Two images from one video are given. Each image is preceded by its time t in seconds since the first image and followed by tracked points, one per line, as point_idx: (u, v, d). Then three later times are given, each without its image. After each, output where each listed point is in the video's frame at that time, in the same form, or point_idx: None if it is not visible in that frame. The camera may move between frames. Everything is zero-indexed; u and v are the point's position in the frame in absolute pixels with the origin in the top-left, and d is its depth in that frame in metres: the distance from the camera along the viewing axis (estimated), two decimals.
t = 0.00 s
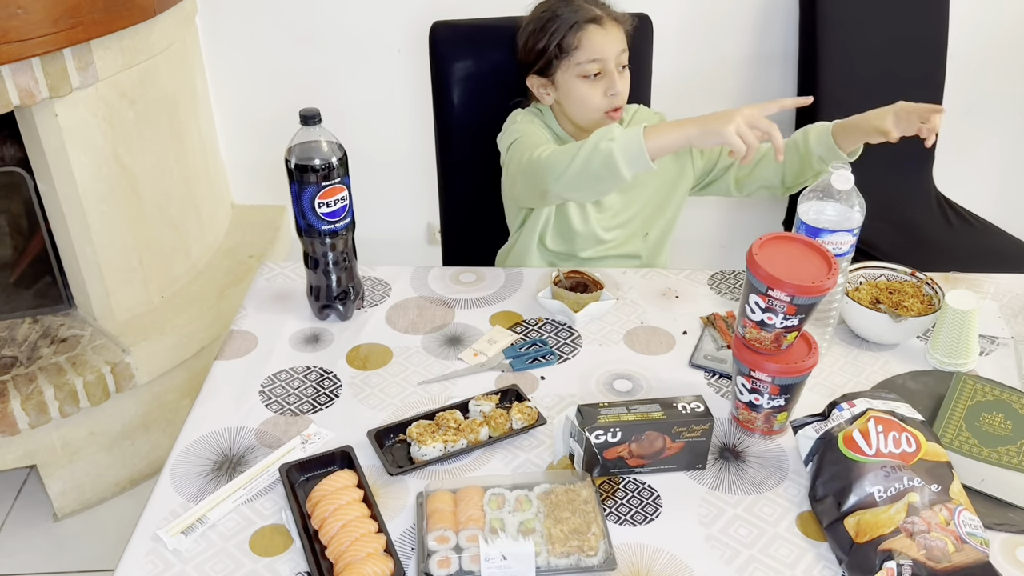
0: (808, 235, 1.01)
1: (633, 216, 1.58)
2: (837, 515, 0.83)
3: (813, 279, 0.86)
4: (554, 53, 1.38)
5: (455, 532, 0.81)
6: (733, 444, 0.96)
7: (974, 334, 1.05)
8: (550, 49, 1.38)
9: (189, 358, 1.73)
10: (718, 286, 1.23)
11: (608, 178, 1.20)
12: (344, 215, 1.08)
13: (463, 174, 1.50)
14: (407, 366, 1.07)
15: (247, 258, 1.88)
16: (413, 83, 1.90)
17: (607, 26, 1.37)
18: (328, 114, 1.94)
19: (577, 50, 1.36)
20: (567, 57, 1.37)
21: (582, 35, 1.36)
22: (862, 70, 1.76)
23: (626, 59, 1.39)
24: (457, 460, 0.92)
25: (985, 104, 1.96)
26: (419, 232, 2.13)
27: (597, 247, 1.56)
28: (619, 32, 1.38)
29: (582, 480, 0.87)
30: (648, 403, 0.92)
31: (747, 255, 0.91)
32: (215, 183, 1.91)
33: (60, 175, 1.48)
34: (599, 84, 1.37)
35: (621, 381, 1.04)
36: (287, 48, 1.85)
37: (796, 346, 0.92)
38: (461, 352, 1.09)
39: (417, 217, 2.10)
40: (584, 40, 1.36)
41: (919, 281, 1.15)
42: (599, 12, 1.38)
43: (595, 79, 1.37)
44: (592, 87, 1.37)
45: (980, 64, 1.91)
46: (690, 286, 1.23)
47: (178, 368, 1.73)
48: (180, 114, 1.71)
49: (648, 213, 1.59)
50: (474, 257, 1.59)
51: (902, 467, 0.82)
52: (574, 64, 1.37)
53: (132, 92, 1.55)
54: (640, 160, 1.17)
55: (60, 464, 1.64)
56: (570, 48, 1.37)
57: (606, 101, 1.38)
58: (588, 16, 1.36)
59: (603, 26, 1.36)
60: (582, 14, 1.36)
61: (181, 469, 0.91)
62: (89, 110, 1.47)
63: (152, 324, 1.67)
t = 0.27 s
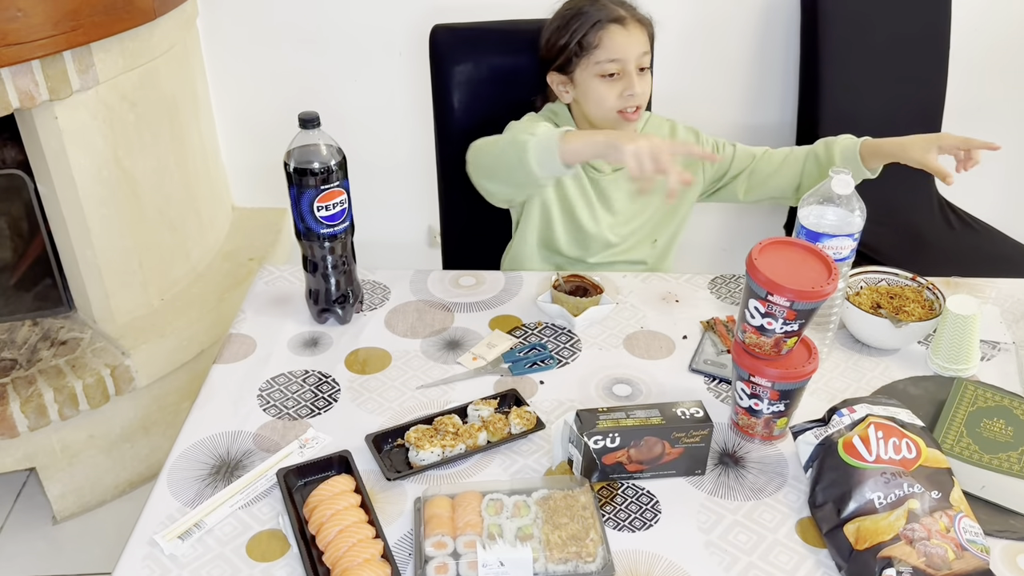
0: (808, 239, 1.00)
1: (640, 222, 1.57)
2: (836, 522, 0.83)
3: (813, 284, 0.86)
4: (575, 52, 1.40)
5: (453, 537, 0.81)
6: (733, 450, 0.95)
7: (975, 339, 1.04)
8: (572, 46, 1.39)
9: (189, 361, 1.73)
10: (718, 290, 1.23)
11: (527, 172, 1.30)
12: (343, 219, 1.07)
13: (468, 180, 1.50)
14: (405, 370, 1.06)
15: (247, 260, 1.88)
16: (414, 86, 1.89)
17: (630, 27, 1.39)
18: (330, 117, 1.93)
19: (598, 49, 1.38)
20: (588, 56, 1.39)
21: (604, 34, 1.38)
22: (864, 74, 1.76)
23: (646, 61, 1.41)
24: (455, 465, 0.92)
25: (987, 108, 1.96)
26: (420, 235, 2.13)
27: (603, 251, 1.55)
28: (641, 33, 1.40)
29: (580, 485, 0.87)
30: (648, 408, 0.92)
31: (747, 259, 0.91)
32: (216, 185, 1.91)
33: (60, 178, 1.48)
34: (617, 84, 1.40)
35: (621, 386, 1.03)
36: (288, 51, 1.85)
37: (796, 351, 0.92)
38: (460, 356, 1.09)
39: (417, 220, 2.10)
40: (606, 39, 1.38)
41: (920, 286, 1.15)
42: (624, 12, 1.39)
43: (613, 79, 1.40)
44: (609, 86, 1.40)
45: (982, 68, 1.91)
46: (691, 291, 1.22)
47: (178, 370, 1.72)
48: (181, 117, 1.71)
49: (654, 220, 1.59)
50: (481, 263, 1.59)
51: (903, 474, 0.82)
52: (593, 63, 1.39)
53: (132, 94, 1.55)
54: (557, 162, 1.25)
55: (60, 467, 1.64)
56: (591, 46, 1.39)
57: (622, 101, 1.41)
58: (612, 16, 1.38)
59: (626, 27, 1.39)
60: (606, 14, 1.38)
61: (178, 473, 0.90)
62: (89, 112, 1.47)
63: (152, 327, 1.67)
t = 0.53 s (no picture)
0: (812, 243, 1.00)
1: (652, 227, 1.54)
2: (840, 527, 0.82)
3: (817, 289, 0.86)
4: (591, 52, 1.40)
5: (455, 541, 0.80)
6: (736, 455, 0.95)
7: (980, 344, 1.04)
8: (589, 44, 1.40)
9: (192, 363, 1.73)
10: (721, 293, 1.22)
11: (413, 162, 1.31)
12: (346, 222, 1.07)
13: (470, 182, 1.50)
14: (408, 373, 1.06)
15: (250, 262, 1.88)
16: (417, 88, 1.89)
17: (647, 29, 1.39)
18: (333, 119, 1.93)
19: (612, 49, 1.39)
20: (603, 56, 1.40)
21: (620, 34, 1.39)
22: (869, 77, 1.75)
23: (661, 65, 1.40)
24: (458, 468, 0.92)
25: (991, 112, 1.95)
26: (423, 237, 2.13)
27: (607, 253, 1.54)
28: (658, 36, 1.40)
29: (583, 490, 0.87)
30: (651, 412, 0.91)
31: (751, 263, 0.90)
32: (219, 187, 1.91)
33: (63, 180, 1.48)
34: (629, 85, 1.39)
35: (624, 390, 1.03)
36: (291, 53, 1.85)
37: (799, 355, 0.92)
38: (463, 359, 1.09)
39: (420, 222, 2.10)
40: (620, 39, 1.38)
41: (924, 290, 1.15)
42: (644, 14, 1.40)
43: (626, 79, 1.39)
44: (620, 86, 1.39)
45: (987, 71, 1.90)
46: (694, 294, 1.22)
47: (181, 372, 1.72)
48: (184, 119, 1.71)
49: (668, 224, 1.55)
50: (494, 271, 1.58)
51: (907, 479, 0.82)
52: (607, 63, 1.39)
53: (136, 96, 1.55)
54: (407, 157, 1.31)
55: (62, 469, 1.64)
56: (605, 45, 1.39)
57: (632, 101, 1.38)
58: (630, 17, 1.39)
59: (642, 28, 1.39)
60: (623, 14, 1.39)
61: (180, 476, 0.90)
62: (92, 114, 1.47)
63: (154, 329, 1.67)
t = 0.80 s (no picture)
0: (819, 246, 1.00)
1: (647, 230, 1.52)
2: (847, 530, 0.82)
3: (824, 291, 0.85)
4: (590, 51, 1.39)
5: (460, 543, 0.80)
6: (742, 457, 0.95)
7: (987, 347, 1.04)
8: (587, 45, 1.39)
9: (196, 363, 1.73)
10: (727, 295, 1.22)
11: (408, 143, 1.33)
12: (352, 223, 1.07)
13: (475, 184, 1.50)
14: (413, 375, 1.06)
15: (255, 263, 1.88)
16: (422, 89, 1.89)
17: (645, 30, 1.37)
18: (338, 120, 1.94)
19: (608, 49, 1.37)
20: (600, 56, 1.38)
21: (617, 34, 1.37)
22: (875, 78, 1.75)
23: (658, 66, 1.38)
24: (463, 470, 0.92)
25: (997, 114, 1.95)
26: (428, 238, 2.13)
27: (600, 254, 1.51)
28: (657, 37, 1.38)
29: (589, 492, 0.87)
30: (657, 414, 0.91)
31: (758, 265, 0.90)
32: (224, 188, 1.92)
33: (68, 181, 1.48)
34: (624, 85, 1.37)
35: (630, 392, 1.03)
36: (297, 54, 1.85)
37: (806, 358, 0.92)
38: (468, 361, 1.09)
39: (425, 223, 2.10)
40: (617, 39, 1.37)
41: (930, 293, 1.14)
42: (643, 15, 1.38)
43: (621, 79, 1.37)
44: (615, 86, 1.37)
45: (993, 73, 1.90)
46: (699, 296, 1.22)
47: (185, 373, 1.72)
48: (189, 121, 1.71)
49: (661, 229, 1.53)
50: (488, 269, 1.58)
51: (914, 482, 0.81)
52: (603, 62, 1.38)
53: (141, 97, 1.55)
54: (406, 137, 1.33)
55: (66, 469, 1.64)
56: (602, 45, 1.38)
57: (626, 100, 1.37)
58: (627, 18, 1.37)
59: (639, 29, 1.37)
60: (621, 15, 1.37)
61: (185, 477, 0.90)
62: (98, 115, 1.47)
63: (159, 329, 1.67)
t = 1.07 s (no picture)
0: (825, 248, 1.00)
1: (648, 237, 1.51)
2: (853, 533, 0.82)
3: (830, 293, 0.85)
4: (580, 55, 1.39)
5: (466, 544, 0.80)
6: (748, 459, 0.95)
7: (993, 349, 1.03)
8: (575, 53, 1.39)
9: (201, 363, 1.73)
10: (732, 297, 1.22)
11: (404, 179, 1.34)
12: (357, 223, 1.07)
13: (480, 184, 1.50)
14: (418, 375, 1.06)
15: (259, 263, 1.88)
16: (427, 89, 1.89)
17: (627, 34, 1.36)
18: (343, 120, 1.94)
19: (593, 54, 1.36)
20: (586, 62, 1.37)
21: (601, 39, 1.36)
22: (880, 80, 1.75)
23: (643, 71, 1.35)
24: (468, 471, 0.92)
25: (1003, 116, 1.95)
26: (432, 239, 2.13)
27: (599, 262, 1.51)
28: (641, 40, 1.36)
29: (594, 493, 0.86)
30: (662, 416, 0.91)
31: (764, 267, 0.90)
32: (229, 188, 1.92)
33: (73, 180, 1.48)
34: (608, 89, 1.35)
35: (635, 394, 1.03)
36: (303, 54, 1.85)
37: (812, 360, 0.91)
38: (473, 361, 1.09)
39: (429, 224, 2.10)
40: (601, 44, 1.36)
41: (936, 295, 1.14)
42: (628, 20, 1.37)
43: (606, 84, 1.35)
44: (600, 90, 1.35)
45: (999, 75, 1.90)
46: (704, 297, 1.22)
47: (189, 373, 1.72)
48: (194, 121, 1.71)
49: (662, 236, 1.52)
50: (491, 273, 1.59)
51: (920, 485, 0.81)
52: (589, 67, 1.36)
53: (147, 97, 1.55)
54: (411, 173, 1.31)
55: (71, 468, 1.64)
56: (588, 50, 1.37)
57: (609, 106, 1.35)
58: (610, 22, 1.36)
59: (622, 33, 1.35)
60: (606, 20, 1.36)
61: (191, 477, 0.90)
62: (103, 114, 1.47)
63: (163, 329, 1.67)
